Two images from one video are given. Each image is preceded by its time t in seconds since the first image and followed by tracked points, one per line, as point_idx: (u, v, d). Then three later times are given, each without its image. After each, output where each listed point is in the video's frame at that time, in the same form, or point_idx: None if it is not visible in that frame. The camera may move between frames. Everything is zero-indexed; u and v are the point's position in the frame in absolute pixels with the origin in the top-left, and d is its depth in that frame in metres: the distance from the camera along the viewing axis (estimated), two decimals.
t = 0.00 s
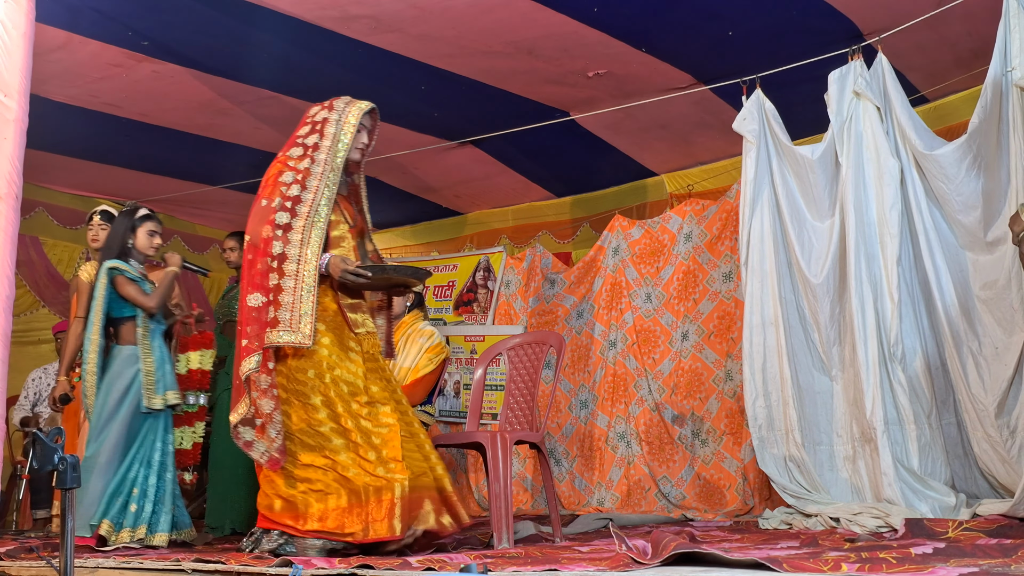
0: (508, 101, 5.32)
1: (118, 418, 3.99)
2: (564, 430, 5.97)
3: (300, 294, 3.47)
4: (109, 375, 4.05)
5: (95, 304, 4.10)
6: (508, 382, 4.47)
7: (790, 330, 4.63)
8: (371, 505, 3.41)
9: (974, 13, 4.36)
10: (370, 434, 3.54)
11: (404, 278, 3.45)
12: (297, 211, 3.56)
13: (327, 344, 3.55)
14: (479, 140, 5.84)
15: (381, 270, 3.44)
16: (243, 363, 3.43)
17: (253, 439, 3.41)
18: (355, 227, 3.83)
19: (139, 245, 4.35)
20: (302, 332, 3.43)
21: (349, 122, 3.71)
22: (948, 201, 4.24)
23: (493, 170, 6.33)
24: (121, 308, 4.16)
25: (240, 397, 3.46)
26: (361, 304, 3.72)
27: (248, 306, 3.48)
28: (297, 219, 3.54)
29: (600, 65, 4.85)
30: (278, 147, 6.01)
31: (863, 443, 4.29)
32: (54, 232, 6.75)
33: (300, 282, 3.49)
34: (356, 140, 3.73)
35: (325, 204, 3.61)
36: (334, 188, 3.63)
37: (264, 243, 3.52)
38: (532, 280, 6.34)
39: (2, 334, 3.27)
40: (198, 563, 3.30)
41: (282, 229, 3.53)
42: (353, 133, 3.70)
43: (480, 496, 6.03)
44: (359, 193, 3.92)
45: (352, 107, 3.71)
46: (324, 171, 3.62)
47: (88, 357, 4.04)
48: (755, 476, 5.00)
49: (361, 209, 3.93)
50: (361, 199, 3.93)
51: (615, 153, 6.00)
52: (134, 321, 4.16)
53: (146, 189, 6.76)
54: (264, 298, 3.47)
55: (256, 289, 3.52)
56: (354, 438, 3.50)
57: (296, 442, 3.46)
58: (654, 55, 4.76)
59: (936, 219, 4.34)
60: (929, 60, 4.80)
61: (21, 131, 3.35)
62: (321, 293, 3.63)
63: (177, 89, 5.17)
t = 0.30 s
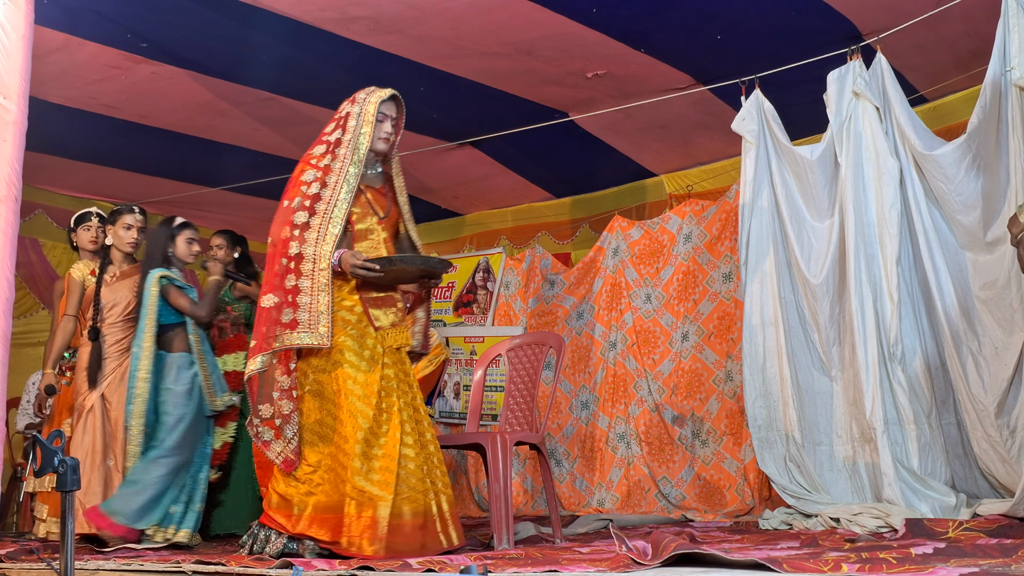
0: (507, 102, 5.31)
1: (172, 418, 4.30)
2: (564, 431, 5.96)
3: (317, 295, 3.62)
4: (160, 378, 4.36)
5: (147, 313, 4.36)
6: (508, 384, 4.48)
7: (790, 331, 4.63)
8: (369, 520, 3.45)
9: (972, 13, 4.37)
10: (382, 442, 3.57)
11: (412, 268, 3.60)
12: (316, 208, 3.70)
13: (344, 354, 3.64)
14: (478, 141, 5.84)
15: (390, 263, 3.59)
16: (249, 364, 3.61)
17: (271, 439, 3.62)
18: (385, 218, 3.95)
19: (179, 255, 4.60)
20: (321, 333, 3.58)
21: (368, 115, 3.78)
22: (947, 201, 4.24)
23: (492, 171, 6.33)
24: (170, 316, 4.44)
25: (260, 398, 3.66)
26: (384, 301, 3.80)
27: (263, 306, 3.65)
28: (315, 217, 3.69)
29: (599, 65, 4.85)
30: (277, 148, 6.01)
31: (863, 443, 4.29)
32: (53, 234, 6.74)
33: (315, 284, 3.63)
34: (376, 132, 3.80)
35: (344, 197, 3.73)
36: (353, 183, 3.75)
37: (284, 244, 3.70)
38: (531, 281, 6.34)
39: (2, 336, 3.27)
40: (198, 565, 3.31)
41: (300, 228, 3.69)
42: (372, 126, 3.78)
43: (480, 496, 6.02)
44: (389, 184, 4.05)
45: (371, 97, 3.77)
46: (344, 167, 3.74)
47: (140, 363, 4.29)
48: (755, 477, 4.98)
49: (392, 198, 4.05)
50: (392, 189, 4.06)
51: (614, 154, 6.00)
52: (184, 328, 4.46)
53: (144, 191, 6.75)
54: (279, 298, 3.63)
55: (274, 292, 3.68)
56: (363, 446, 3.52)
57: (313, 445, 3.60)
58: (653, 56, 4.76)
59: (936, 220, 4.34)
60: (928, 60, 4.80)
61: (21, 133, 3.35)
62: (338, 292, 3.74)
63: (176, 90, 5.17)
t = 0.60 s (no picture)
0: (506, 103, 5.31)
1: (215, 415, 4.45)
2: (563, 432, 5.96)
3: (326, 295, 3.69)
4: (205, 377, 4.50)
5: (188, 312, 4.50)
6: (509, 384, 4.48)
7: (789, 333, 4.63)
8: (348, 524, 3.46)
9: (972, 15, 4.36)
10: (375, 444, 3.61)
11: (399, 258, 3.55)
12: (331, 208, 3.79)
13: (347, 357, 3.69)
14: (478, 142, 5.84)
15: (379, 256, 3.58)
16: (274, 365, 3.63)
17: (272, 436, 3.75)
18: (401, 209, 3.92)
19: (218, 259, 4.76)
20: (324, 334, 3.64)
21: (371, 110, 3.88)
22: (947, 203, 4.24)
23: (492, 172, 6.33)
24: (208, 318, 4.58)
25: (267, 395, 3.67)
26: (395, 294, 3.80)
27: (284, 310, 3.69)
28: (328, 219, 3.78)
29: (599, 66, 4.85)
30: (277, 148, 6.01)
31: (862, 445, 4.29)
32: (53, 234, 6.74)
33: (326, 285, 3.70)
34: (382, 125, 3.89)
35: (357, 192, 3.80)
36: (363, 179, 3.82)
37: (300, 246, 3.76)
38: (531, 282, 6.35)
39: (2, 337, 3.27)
40: (197, 565, 3.33)
41: (314, 231, 3.77)
42: (376, 119, 3.87)
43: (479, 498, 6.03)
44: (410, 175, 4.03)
45: (370, 92, 3.87)
46: (355, 166, 3.81)
47: (182, 361, 4.43)
48: (755, 478, 4.96)
49: (413, 187, 4.03)
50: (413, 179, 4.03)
51: (614, 155, 6.00)
52: (218, 331, 4.61)
53: (144, 191, 6.76)
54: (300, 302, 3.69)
55: (293, 295, 3.72)
56: (355, 449, 3.54)
57: (307, 440, 3.65)
58: (653, 57, 4.76)
59: (936, 222, 4.33)
60: (928, 61, 4.80)
61: (21, 133, 3.35)
62: (348, 288, 3.78)
63: (176, 91, 5.17)
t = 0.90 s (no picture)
0: (505, 103, 5.31)
1: (242, 422, 4.42)
2: (563, 433, 5.95)
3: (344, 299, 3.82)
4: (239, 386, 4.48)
5: (234, 324, 4.45)
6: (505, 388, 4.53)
7: (788, 333, 4.63)
8: (342, 523, 3.51)
9: (971, 15, 4.37)
10: (371, 442, 3.65)
11: (372, 255, 3.52)
12: (346, 213, 3.92)
13: (348, 360, 3.84)
14: (477, 143, 5.84)
15: (356, 255, 3.60)
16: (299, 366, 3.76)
17: (301, 436, 3.77)
18: (408, 205, 3.85)
19: (263, 271, 4.68)
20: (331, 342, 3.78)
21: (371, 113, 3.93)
22: (946, 203, 4.24)
23: (491, 173, 6.33)
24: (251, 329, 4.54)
25: (295, 398, 3.76)
26: (394, 295, 3.77)
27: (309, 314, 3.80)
28: (343, 224, 3.90)
29: (597, 67, 4.86)
30: (276, 149, 6.01)
31: (862, 445, 4.30)
32: (52, 236, 6.75)
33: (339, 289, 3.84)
34: (380, 125, 3.89)
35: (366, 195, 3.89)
36: (370, 181, 3.90)
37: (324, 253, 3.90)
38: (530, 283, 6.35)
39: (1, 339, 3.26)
40: (197, 567, 3.31)
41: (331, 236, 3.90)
42: (375, 121, 3.91)
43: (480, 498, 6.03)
44: (422, 168, 3.90)
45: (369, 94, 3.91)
46: (364, 169, 3.94)
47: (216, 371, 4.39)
48: (755, 478, 4.96)
49: (427, 181, 3.90)
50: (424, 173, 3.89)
51: (613, 156, 6.01)
52: (263, 343, 4.58)
53: (142, 193, 6.76)
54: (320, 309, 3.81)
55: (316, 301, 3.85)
56: (356, 448, 3.63)
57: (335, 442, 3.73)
58: (652, 58, 4.76)
59: (935, 223, 4.33)
60: (927, 62, 4.80)
61: (20, 135, 3.34)
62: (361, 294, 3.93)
63: (175, 92, 5.17)
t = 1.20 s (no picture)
0: (504, 104, 5.32)
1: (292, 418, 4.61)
2: (563, 434, 5.93)
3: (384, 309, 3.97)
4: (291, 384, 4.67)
5: (287, 324, 4.58)
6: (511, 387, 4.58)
7: (788, 335, 4.63)
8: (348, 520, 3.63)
9: (971, 18, 4.38)
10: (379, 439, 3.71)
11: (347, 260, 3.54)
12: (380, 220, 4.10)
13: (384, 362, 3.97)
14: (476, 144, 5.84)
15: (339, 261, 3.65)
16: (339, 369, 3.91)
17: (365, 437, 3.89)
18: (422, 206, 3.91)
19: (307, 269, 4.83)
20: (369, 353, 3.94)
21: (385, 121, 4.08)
22: (946, 205, 4.25)
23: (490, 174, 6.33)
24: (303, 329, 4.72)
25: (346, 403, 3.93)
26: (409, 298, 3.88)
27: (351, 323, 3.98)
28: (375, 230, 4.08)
29: (597, 68, 4.86)
30: (275, 150, 6.01)
31: (862, 447, 4.32)
32: (52, 236, 6.76)
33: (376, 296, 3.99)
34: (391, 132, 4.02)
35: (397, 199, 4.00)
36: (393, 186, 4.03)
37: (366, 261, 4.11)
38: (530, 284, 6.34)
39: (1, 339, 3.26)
40: (196, 568, 3.29)
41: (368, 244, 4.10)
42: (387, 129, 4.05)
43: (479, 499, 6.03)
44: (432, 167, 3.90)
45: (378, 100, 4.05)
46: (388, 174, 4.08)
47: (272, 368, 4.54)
48: (754, 480, 4.95)
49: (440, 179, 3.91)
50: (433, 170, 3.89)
51: (613, 157, 6.01)
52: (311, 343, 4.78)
53: (142, 193, 6.76)
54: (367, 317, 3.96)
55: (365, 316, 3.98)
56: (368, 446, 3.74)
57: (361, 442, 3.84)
58: (652, 59, 4.76)
59: (935, 225, 4.33)
60: (927, 64, 4.80)
61: (20, 135, 3.33)
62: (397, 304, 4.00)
63: (175, 92, 5.17)
